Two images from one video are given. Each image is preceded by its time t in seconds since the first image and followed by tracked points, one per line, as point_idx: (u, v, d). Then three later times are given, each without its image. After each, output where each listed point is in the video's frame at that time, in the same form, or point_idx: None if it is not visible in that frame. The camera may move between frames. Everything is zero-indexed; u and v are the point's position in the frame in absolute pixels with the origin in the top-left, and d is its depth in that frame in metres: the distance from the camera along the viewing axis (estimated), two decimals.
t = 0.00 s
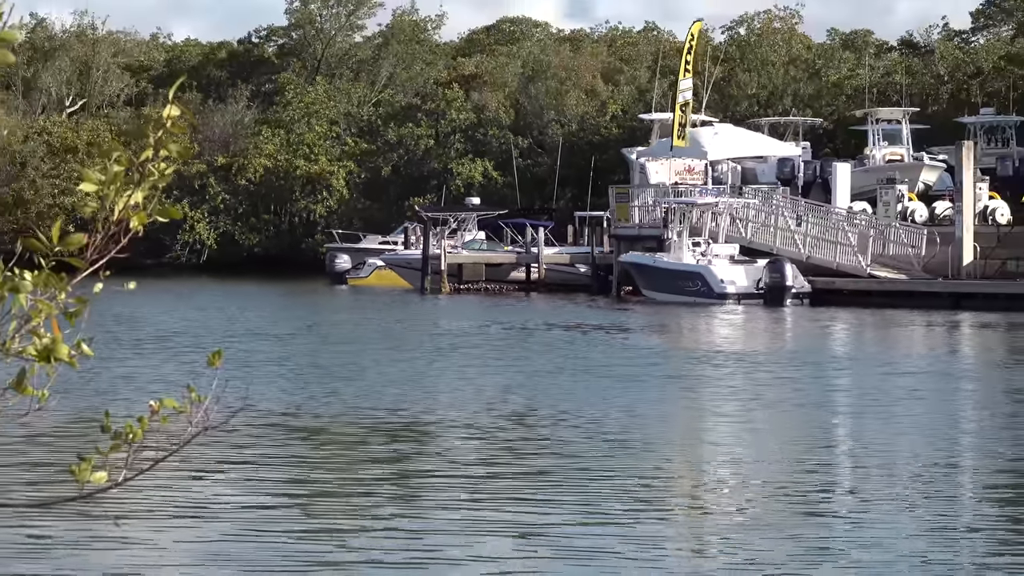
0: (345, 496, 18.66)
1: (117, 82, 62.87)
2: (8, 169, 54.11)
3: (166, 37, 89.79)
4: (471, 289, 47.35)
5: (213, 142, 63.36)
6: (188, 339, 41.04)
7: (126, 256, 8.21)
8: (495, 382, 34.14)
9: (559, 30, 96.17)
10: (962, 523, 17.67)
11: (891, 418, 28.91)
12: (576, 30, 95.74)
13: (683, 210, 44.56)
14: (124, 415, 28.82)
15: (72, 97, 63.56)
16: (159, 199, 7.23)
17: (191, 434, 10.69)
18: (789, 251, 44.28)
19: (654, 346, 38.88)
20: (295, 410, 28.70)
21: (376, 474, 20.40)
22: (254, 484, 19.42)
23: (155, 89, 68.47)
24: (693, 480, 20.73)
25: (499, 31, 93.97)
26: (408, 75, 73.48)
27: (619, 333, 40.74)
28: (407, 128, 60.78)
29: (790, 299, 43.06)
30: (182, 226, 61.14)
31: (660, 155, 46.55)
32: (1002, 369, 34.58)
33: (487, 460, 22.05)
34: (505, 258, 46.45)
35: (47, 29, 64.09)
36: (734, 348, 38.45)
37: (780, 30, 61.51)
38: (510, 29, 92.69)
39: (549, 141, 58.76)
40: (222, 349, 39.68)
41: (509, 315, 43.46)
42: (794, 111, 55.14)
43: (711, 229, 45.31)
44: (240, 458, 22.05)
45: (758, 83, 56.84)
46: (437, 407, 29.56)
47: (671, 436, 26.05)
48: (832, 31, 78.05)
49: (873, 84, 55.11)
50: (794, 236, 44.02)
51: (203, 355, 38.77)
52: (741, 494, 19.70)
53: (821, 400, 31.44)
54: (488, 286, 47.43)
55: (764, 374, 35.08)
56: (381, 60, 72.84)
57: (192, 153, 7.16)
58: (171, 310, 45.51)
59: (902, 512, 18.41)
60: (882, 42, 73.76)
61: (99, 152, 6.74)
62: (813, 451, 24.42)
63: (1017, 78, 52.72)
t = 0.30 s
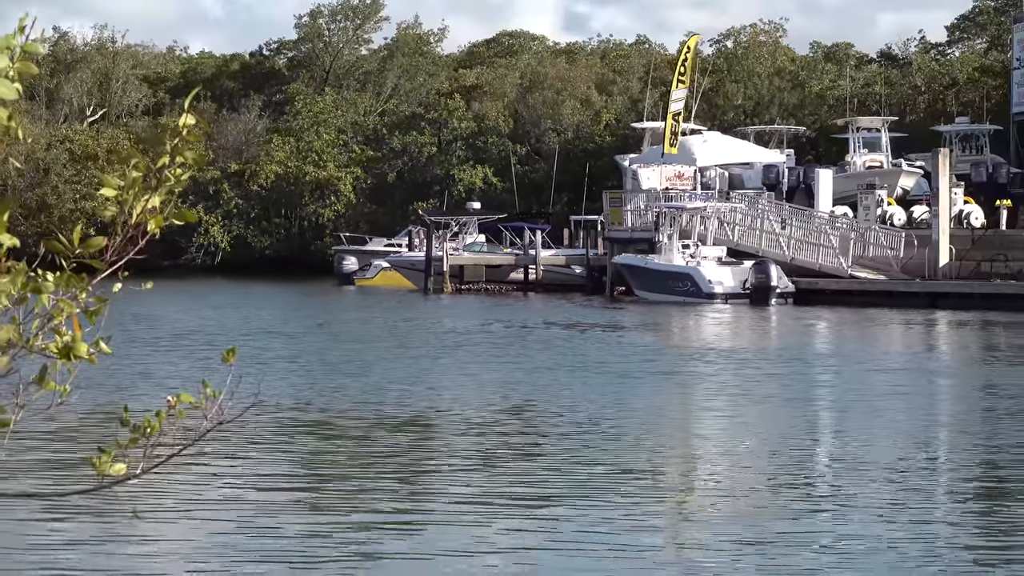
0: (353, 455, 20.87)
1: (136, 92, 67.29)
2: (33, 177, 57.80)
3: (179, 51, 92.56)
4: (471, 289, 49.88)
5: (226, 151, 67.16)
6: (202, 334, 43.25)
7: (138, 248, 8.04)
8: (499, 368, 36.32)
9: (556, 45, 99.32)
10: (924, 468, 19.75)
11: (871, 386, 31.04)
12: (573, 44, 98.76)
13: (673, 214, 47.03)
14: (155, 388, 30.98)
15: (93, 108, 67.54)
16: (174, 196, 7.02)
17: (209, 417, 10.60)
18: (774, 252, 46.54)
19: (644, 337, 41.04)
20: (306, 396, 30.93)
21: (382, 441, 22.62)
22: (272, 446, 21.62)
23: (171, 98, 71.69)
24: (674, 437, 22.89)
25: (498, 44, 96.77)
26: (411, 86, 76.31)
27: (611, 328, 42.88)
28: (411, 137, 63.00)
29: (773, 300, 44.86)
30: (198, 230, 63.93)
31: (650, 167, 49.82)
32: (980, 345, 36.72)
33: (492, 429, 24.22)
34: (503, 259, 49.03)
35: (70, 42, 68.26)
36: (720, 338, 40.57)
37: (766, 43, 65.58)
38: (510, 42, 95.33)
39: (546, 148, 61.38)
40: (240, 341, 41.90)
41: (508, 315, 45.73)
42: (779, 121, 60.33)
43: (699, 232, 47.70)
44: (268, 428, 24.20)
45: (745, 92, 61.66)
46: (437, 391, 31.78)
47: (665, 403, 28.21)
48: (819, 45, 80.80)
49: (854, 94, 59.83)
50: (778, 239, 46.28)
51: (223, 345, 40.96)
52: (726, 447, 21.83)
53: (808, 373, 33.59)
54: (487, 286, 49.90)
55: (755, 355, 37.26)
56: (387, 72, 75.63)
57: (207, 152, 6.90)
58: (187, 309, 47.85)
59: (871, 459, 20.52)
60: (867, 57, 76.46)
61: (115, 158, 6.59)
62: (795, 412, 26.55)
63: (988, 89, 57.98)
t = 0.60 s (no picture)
0: (353, 451, 21.52)
1: (140, 96, 68.10)
2: (40, 179, 58.89)
3: (183, 56, 93.53)
4: (471, 289, 50.65)
5: (230, 153, 68.03)
6: (207, 334, 43.96)
7: (145, 255, 8.24)
8: (501, 367, 36.94)
9: (555, 49, 100.37)
10: (917, 458, 20.29)
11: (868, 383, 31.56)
12: (571, 47, 99.75)
13: (670, 215, 47.84)
14: (162, 387, 31.67)
15: (99, 111, 68.50)
16: (179, 196, 7.21)
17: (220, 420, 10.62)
18: (769, 253, 47.24)
19: (641, 337, 41.68)
20: (308, 395, 31.60)
21: (382, 440, 23.25)
22: (275, 444, 22.27)
23: (176, 101, 72.64)
24: (664, 435, 23.52)
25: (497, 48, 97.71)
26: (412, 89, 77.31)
27: (609, 328, 43.54)
28: (412, 140, 63.78)
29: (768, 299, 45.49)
30: (202, 231, 64.77)
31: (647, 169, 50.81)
32: (975, 343, 37.26)
33: (493, 425, 24.86)
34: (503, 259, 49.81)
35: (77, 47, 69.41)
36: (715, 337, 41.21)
37: (761, 47, 66.67)
38: (509, 46, 96.29)
39: (545, 150, 62.35)
40: (245, 341, 42.60)
41: (507, 315, 46.43)
42: (775, 123, 61.54)
43: (696, 233, 48.50)
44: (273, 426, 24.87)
45: (739, 94, 62.73)
46: (437, 390, 32.46)
47: (663, 400, 28.81)
48: (814, 49, 81.68)
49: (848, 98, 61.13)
50: (774, 240, 46.98)
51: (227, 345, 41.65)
52: (722, 441, 22.38)
53: (805, 371, 34.17)
54: (488, 287, 50.65)
55: (750, 352, 37.97)
56: (389, 74, 77.05)
57: (210, 154, 7.11)
58: (192, 309, 48.59)
59: (866, 452, 21.04)
60: (862, 62, 77.38)
61: (117, 158, 6.73)
62: (792, 408, 27.11)
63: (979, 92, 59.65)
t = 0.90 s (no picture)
0: (354, 451, 21.60)
1: (140, 96, 68.25)
2: (39, 179, 59.03)
3: (183, 56, 93.63)
4: (470, 290, 50.76)
5: (229, 153, 68.16)
6: (206, 334, 44.00)
7: (145, 254, 8.24)
8: (500, 367, 36.96)
9: (553, 49, 100.38)
10: (917, 458, 20.29)
11: (867, 383, 31.56)
12: (571, 47, 99.76)
13: (668, 215, 47.86)
14: (162, 387, 31.71)
15: (99, 112, 68.65)
16: (177, 197, 7.24)
17: (215, 424, 10.59)
18: (768, 253, 47.23)
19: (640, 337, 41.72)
20: (307, 396, 31.63)
21: (381, 440, 23.28)
22: (275, 444, 22.31)
23: (175, 101, 72.78)
24: (663, 434, 23.55)
25: (496, 48, 97.77)
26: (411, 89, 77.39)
27: (608, 328, 43.57)
28: (411, 140, 63.89)
29: (767, 300, 45.50)
30: (202, 231, 64.83)
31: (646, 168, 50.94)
32: (974, 344, 37.26)
33: (493, 426, 24.89)
34: (501, 259, 50.00)
35: (76, 47, 69.55)
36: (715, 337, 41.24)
37: (760, 47, 66.79)
38: (508, 47, 96.38)
39: (544, 151, 62.42)
40: (245, 342, 42.65)
41: (506, 315, 46.50)
42: (775, 124, 61.66)
43: (695, 233, 48.51)
44: (273, 427, 24.92)
45: (738, 95, 62.88)
46: (436, 390, 32.51)
47: (663, 401, 28.82)
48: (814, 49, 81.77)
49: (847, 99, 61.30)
50: (773, 240, 46.99)
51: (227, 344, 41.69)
52: (719, 441, 22.43)
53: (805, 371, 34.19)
54: (487, 287, 50.74)
55: (749, 352, 38.04)
56: (388, 74, 77.19)
57: (207, 153, 7.13)
58: (192, 309, 48.66)
59: (866, 452, 21.04)
60: (861, 62, 77.45)
61: (116, 155, 6.77)
62: (792, 408, 27.13)
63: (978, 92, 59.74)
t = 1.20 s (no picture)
0: (351, 450, 21.68)
1: (138, 96, 68.34)
2: (38, 179, 59.10)
3: (181, 57, 93.73)
4: (469, 290, 50.87)
5: (228, 154, 68.21)
6: (204, 334, 44.05)
7: (142, 254, 8.26)
8: (498, 368, 37.00)
9: (552, 50, 100.45)
10: (915, 459, 20.31)
11: (865, 384, 31.62)
12: (569, 48, 99.84)
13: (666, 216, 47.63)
14: (160, 387, 31.75)
15: (97, 112, 68.73)
16: (175, 197, 7.26)
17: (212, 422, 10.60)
18: (766, 254, 47.24)
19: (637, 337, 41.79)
20: (305, 396, 31.70)
21: (379, 439, 23.34)
22: (272, 443, 22.38)
23: (174, 102, 72.88)
24: (660, 434, 23.60)
25: (495, 49, 97.82)
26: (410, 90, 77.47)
27: (605, 328, 43.63)
28: (409, 141, 63.93)
29: (765, 300, 45.52)
30: (200, 231, 64.84)
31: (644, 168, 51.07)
32: (971, 344, 37.30)
33: (492, 426, 24.93)
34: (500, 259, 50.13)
35: (75, 48, 69.67)
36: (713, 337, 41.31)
37: (758, 47, 66.92)
38: (507, 47, 96.46)
39: (542, 151, 62.44)
40: (242, 342, 42.72)
41: (504, 315, 46.57)
42: (773, 125, 61.76)
43: (694, 233, 48.23)
44: (271, 426, 25.00)
45: (737, 96, 63.03)
46: (434, 390, 32.59)
47: (662, 402, 28.86)
48: (812, 50, 81.86)
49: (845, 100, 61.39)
50: (771, 241, 46.96)
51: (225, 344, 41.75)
52: (715, 442, 22.49)
53: (803, 372, 34.24)
54: (486, 288, 50.84)
55: (746, 352, 38.13)
56: (386, 74, 77.27)
57: (206, 154, 7.14)
58: (190, 309, 48.72)
59: (864, 452, 21.07)
60: (859, 63, 77.53)
61: (114, 158, 6.77)
62: (789, 409, 27.17)
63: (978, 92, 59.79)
